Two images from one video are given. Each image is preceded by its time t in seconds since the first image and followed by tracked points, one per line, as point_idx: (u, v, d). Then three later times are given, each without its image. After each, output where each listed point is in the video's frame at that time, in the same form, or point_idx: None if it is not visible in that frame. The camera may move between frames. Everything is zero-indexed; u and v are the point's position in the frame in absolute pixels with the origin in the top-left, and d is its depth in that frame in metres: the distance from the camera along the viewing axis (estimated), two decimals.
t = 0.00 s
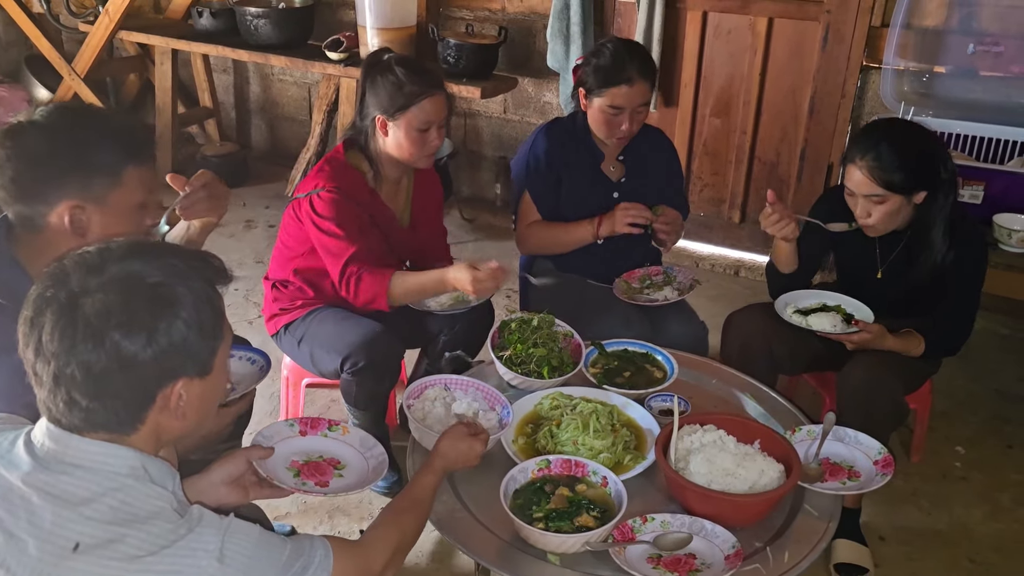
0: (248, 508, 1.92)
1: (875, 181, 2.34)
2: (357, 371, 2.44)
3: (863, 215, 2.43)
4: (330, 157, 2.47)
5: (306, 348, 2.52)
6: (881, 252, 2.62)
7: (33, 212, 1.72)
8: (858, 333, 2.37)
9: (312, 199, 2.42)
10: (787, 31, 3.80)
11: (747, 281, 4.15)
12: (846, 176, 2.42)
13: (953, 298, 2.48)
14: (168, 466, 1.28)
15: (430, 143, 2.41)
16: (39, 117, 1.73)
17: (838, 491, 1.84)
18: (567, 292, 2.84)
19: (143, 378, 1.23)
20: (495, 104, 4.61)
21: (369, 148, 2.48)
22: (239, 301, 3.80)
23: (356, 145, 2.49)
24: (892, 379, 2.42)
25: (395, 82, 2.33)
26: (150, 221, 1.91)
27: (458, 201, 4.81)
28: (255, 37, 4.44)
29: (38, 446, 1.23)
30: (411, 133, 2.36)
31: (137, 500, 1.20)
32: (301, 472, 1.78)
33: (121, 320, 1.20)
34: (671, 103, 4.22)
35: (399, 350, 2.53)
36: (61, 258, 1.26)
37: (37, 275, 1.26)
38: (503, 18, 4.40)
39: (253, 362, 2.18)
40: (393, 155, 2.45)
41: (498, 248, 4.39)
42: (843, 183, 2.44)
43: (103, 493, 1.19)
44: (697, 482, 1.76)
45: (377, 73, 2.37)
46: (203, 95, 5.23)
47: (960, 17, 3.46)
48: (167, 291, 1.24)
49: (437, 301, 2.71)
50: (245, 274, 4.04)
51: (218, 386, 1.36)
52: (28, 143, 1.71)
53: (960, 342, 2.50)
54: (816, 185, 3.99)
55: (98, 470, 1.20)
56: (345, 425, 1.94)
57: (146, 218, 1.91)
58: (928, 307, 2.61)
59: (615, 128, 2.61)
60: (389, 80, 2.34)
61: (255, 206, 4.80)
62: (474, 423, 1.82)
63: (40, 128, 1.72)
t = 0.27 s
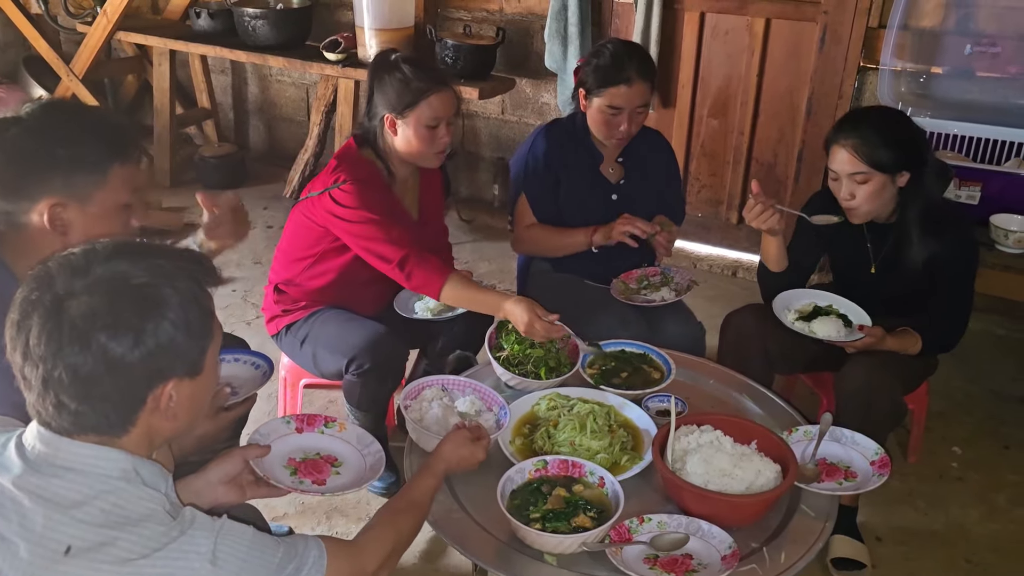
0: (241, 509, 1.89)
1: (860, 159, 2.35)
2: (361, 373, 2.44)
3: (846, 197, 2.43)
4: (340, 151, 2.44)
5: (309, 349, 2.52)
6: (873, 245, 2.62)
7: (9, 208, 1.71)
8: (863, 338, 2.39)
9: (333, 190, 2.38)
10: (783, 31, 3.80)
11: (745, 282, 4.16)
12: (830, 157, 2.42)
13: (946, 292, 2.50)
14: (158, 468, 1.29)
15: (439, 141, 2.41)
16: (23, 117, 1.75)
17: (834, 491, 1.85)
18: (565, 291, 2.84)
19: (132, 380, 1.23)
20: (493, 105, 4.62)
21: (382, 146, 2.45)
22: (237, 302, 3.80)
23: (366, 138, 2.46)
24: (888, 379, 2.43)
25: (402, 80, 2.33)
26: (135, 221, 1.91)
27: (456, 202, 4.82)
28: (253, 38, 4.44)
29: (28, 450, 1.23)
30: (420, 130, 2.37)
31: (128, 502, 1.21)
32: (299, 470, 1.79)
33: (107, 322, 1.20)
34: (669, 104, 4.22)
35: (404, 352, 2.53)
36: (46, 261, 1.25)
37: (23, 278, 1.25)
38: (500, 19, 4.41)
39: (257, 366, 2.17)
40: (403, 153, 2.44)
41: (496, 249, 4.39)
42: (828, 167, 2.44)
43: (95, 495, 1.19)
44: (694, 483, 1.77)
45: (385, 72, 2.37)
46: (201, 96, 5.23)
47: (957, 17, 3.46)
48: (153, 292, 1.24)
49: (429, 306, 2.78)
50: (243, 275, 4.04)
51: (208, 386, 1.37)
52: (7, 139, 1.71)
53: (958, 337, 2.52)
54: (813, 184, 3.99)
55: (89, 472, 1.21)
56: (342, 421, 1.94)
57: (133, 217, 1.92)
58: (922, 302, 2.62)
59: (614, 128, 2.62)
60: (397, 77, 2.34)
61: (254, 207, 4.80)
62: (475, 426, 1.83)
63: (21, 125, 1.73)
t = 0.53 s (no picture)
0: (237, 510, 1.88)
1: (845, 158, 2.37)
2: (366, 375, 2.45)
3: (833, 196, 2.44)
4: (349, 151, 2.43)
5: (312, 350, 2.52)
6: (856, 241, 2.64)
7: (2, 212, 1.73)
8: (853, 340, 2.41)
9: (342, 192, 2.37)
10: (781, 33, 3.81)
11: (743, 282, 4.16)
12: (815, 158, 2.44)
13: (929, 294, 2.50)
14: (158, 469, 1.29)
15: (448, 145, 2.42)
16: (7, 118, 1.75)
17: (831, 491, 1.85)
18: (564, 292, 2.86)
19: (130, 381, 1.23)
20: (492, 106, 4.62)
21: (389, 147, 2.46)
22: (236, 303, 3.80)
23: (375, 141, 2.48)
24: (885, 379, 2.44)
25: (414, 83, 2.33)
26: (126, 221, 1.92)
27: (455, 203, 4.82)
28: (251, 39, 4.44)
29: (27, 451, 1.24)
30: (430, 135, 2.37)
31: (127, 504, 1.21)
32: (300, 468, 1.79)
33: (103, 322, 1.20)
34: (667, 105, 4.23)
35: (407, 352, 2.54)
36: (42, 262, 1.26)
37: (19, 280, 1.26)
38: (499, 20, 4.41)
39: (264, 374, 2.14)
40: (413, 157, 2.45)
41: (495, 249, 4.39)
42: (814, 166, 2.45)
43: (94, 496, 1.20)
44: (692, 483, 1.77)
45: (396, 75, 2.37)
46: (199, 97, 5.24)
47: (954, 18, 3.46)
48: (149, 292, 1.24)
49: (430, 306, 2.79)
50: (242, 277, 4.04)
51: (206, 386, 1.37)
52: None
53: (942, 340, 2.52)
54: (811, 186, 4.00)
55: (88, 473, 1.21)
56: (342, 421, 1.95)
57: (125, 216, 1.92)
58: (906, 301, 2.63)
59: (620, 131, 2.62)
60: (408, 81, 2.34)
61: (252, 208, 4.80)
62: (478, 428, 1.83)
63: (7, 128, 1.73)
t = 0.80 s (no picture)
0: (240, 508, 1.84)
1: (839, 156, 2.36)
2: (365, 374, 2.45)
3: (826, 194, 2.44)
4: (352, 152, 2.42)
5: (311, 350, 2.52)
6: (851, 240, 2.65)
7: None
8: (847, 338, 2.40)
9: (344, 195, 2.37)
10: (779, 34, 3.80)
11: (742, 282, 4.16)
12: (811, 154, 2.43)
13: (923, 292, 2.50)
14: (152, 471, 1.30)
15: (448, 147, 2.42)
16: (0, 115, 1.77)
17: (830, 490, 1.85)
18: (563, 293, 2.86)
19: (120, 380, 1.23)
20: (490, 106, 4.61)
21: (389, 147, 2.46)
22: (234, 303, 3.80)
23: (376, 142, 2.48)
24: (883, 378, 2.44)
25: (413, 86, 2.32)
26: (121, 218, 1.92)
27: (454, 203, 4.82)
28: (250, 39, 4.43)
29: (19, 453, 1.24)
30: (429, 136, 2.37)
31: (120, 506, 1.22)
32: (299, 452, 1.79)
33: (90, 321, 1.20)
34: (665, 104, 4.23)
35: (406, 351, 2.54)
36: (25, 264, 1.25)
37: (4, 282, 1.25)
38: (497, 20, 4.41)
39: (267, 377, 2.13)
40: (413, 159, 2.45)
41: (494, 249, 4.39)
42: (808, 163, 2.45)
43: (88, 497, 1.20)
44: (691, 482, 1.76)
45: (395, 78, 2.36)
46: (198, 97, 5.24)
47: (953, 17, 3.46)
48: (136, 288, 1.24)
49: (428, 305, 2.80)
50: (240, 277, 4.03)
51: (198, 382, 1.37)
52: None
53: (936, 339, 2.52)
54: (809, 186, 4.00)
55: (81, 475, 1.22)
56: (336, 403, 1.95)
57: (119, 213, 1.92)
58: (902, 300, 2.63)
59: (626, 134, 2.62)
60: (406, 84, 2.33)
61: (250, 209, 4.80)
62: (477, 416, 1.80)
63: None
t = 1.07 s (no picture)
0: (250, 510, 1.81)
1: (835, 160, 2.38)
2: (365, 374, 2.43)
3: (821, 197, 2.45)
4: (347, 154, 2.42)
5: (309, 351, 2.52)
6: (851, 244, 2.65)
7: None
8: (847, 339, 2.41)
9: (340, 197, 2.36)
10: (777, 32, 3.81)
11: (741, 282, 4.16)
12: (809, 158, 2.45)
13: (922, 290, 2.50)
14: (131, 476, 1.24)
15: (443, 142, 2.42)
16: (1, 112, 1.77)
17: (829, 489, 1.85)
18: (562, 293, 2.86)
19: (87, 381, 1.18)
20: (489, 106, 4.61)
21: (383, 147, 2.46)
22: (232, 304, 3.80)
23: (370, 141, 2.46)
24: (881, 377, 2.44)
25: (403, 84, 2.34)
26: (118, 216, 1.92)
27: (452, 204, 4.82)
28: (248, 40, 4.43)
29: None
30: (423, 133, 2.37)
31: (91, 513, 1.16)
32: (309, 452, 1.79)
33: (51, 324, 1.16)
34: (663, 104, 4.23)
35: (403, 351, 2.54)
36: None
37: None
38: (495, 20, 4.41)
39: (268, 377, 2.14)
40: (408, 158, 2.45)
41: (493, 250, 4.39)
42: (806, 166, 2.46)
43: (58, 503, 1.15)
44: (689, 482, 1.76)
45: (382, 78, 2.38)
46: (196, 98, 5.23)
47: (950, 17, 3.45)
48: (102, 287, 1.20)
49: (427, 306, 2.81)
50: (239, 278, 4.04)
51: (178, 381, 1.31)
52: None
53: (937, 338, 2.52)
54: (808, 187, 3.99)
55: (53, 480, 1.17)
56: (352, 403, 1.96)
57: (116, 211, 1.92)
58: (903, 300, 2.63)
59: (631, 137, 2.62)
60: (394, 83, 2.35)
61: (249, 209, 4.80)
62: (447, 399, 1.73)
63: None
